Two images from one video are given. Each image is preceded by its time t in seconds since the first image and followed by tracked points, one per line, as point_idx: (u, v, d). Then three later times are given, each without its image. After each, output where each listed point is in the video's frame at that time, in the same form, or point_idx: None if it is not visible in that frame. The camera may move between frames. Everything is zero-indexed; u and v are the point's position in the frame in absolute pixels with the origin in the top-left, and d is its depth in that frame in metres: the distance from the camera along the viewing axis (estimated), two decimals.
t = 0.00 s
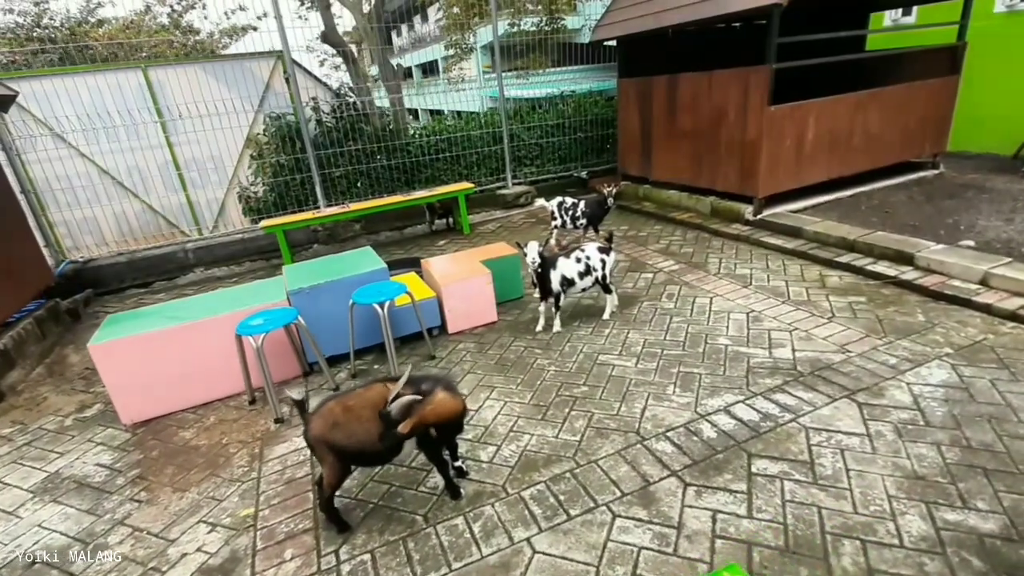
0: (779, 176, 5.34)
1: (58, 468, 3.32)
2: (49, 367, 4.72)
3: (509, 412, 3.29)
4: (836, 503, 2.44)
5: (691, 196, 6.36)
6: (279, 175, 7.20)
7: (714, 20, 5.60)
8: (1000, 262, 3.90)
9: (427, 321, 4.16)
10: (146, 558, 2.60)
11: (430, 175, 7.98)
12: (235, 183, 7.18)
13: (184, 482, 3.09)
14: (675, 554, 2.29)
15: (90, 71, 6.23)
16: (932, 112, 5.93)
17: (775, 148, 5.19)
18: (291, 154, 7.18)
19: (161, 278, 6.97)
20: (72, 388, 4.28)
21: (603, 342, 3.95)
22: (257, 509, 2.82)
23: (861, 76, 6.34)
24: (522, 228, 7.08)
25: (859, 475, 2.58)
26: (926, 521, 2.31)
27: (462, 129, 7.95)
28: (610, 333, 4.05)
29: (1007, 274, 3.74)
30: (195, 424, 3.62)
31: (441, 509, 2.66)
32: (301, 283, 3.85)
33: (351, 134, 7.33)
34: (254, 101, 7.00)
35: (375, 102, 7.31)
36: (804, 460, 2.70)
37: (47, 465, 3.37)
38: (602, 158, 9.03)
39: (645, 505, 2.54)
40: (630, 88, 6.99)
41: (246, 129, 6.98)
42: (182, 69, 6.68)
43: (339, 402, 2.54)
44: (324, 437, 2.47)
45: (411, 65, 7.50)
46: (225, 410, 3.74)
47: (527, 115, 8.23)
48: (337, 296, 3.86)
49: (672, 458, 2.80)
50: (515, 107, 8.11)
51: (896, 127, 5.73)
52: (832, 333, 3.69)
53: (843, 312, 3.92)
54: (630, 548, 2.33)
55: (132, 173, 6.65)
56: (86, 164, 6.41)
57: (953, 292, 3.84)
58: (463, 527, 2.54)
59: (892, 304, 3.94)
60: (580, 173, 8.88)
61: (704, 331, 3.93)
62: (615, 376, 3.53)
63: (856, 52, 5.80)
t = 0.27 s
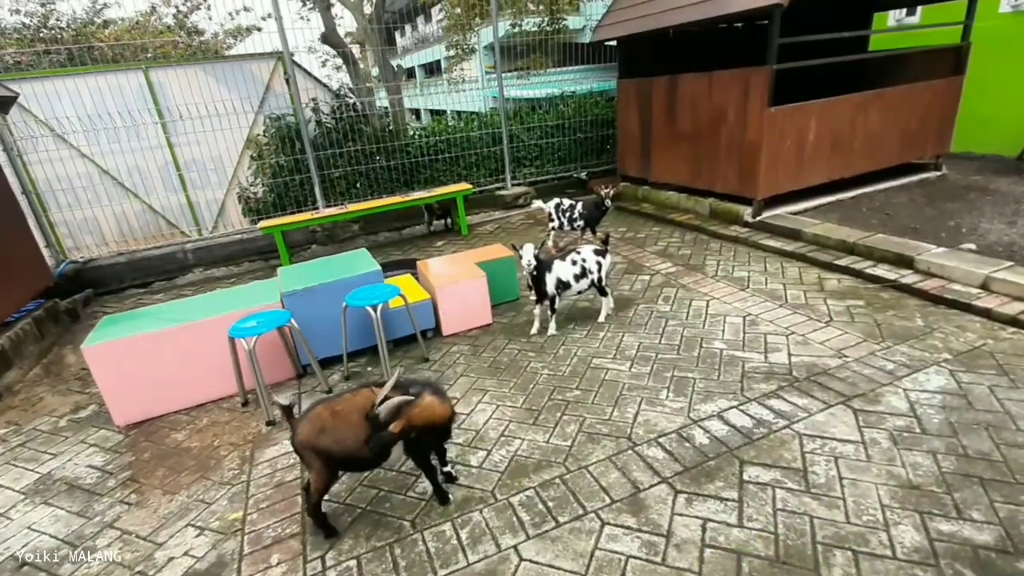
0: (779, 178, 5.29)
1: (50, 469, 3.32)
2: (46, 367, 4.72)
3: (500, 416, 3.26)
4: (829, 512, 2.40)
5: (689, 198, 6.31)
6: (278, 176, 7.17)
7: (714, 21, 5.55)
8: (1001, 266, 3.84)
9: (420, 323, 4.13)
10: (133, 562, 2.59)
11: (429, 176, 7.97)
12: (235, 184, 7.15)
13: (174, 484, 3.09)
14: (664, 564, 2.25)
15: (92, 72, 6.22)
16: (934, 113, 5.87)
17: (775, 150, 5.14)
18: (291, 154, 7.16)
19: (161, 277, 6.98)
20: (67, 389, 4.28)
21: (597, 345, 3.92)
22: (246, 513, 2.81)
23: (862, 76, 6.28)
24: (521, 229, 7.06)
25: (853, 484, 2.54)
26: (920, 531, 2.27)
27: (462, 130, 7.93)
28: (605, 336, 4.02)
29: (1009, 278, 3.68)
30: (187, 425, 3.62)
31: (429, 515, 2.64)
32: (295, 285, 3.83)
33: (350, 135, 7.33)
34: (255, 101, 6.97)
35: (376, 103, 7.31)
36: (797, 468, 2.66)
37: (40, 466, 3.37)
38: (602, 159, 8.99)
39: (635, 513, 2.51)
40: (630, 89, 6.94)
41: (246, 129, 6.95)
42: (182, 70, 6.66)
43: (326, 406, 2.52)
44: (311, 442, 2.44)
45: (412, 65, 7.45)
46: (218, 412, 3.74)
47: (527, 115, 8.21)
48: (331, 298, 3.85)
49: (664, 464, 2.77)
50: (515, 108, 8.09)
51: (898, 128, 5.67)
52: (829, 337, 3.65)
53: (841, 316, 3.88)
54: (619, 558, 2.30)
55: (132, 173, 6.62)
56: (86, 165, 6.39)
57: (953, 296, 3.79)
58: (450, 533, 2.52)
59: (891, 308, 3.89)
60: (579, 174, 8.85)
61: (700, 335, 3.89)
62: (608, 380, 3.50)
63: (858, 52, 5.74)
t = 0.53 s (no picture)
0: (778, 180, 5.25)
1: (43, 470, 3.32)
2: (43, 366, 4.73)
3: (491, 420, 3.24)
4: (820, 521, 2.37)
5: (689, 199, 6.27)
6: (278, 176, 7.15)
7: (712, 22, 5.52)
8: (1003, 271, 3.79)
9: (415, 326, 4.11)
10: (121, 565, 2.59)
11: (428, 177, 7.95)
12: (234, 185, 7.13)
13: (165, 487, 3.08)
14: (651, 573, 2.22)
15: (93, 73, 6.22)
16: (938, 115, 5.80)
17: (775, 152, 5.10)
18: (290, 155, 7.14)
19: (160, 277, 7.00)
20: (64, 389, 4.29)
21: (592, 348, 3.89)
22: (234, 516, 2.80)
23: (865, 77, 6.22)
24: (520, 230, 7.03)
25: (846, 493, 2.50)
26: (913, 543, 2.23)
27: (462, 131, 7.91)
28: (599, 340, 4.00)
29: (1010, 283, 3.63)
30: (180, 427, 3.61)
31: (417, 520, 2.62)
32: (289, 287, 3.81)
33: (350, 136, 7.31)
34: (255, 102, 6.98)
35: (378, 103, 7.29)
36: (789, 475, 2.63)
37: (33, 467, 3.37)
38: (602, 160, 8.95)
39: (624, 520, 2.48)
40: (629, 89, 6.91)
41: (246, 130, 6.95)
42: (184, 72, 6.65)
43: (314, 411, 2.50)
44: (297, 446, 2.41)
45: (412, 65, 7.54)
46: (211, 414, 3.74)
47: (528, 116, 8.18)
48: (324, 301, 3.83)
49: (654, 471, 2.74)
50: (515, 109, 8.07)
51: (900, 131, 5.61)
52: (825, 342, 3.61)
53: (839, 320, 3.83)
54: (606, 565, 2.28)
55: (132, 174, 6.60)
56: (88, 166, 6.36)
57: (954, 301, 3.74)
58: (437, 539, 2.50)
59: (890, 312, 3.84)
60: (578, 175, 8.82)
61: (695, 338, 3.85)
62: (601, 384, 3.48)
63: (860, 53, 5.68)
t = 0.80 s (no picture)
0: (778, 183, 5.20)
1: (36, 471, 3.33)
2: (40, 367, 4.73)
3: (483, 424, 3.22)
4: (812, 530, 2.33)
5: (688, 201, 6.22)
6: (277, 177, 7.15)
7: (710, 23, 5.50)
8: (1003, 274, 3.73)
9: (408, 329, 4.10)
10: (109, 568, 2.58)
11: (427, 178, 7.94)
12: (234, 186, 7.14)
13: (156, 488, 3.08)
14: None
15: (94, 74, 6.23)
16: (940, 116, 5.74)
17: (775, 155, 5.05)
18: (290, 156, 7.13)
19: (160, 278, 7.00)
20: (60, 390, 4.29)
21: (586, 351, 3.87)
22: (223, 519, 2.80)
23: (866, 78, 6.17)
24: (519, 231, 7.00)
25: (839, 501, 2.46)
26: (907, 553, 2.19)
27: (462, 131, 7.89)
28: (594, 343, 3.97)
29: (1011, 287, 3.57)
30: (173, 429, 3.61)
31: (405, 525, 2.61)
32: (283, 289, 3.80)
33: (349, 137, 7.31)
34: (256, 104, 7.00)
35: (377, 104, 7.27)
36: (781, 483, 2.59)
37: (26, 468, 3.37)
38: (602, 161, 8.92)
39: (613, 527, 2.45)
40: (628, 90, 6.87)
41: (246, 131, 6.95)
42: (184, 71, 6.67)
43: (301, 415, 2.48)
44: (283, 450, 2.41)
45: (412, 67, 7.42)
46: (205, 415, 3.74)
47: (528, 118, 8.16)
48: (318, 302, 3.82)
49: (646, 477, 2.71)
50: (515, 110, 8.05)
51: (901, 132, 5.55)
52: (822, 347, 3.56)
53: (836, 324, 3.79)
54: (593, 573, 2.25)
55: (133, 174, 6.62)
56: (88, 167, 6.37)
57: (954, 305, 3.69)
58: (424, 544, 2.48)
59: (888, 317, 3.79)
60: (578, 177, 8.78)
61: (690, 342, 3.82)
62: (594, 388, 3.45)
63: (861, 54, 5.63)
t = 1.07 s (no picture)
0: (777, 185, 5.14)
1: (27, 472, 3.34)
2: (37, 367, 4.76)
3: (471, 429, 3.20)
4: (800, 542, 2.28)
5: (687, 204, 6.17)
6: (277, 177, 7.17)
7: (710, 23, 5.45)
8: (1005, 280, 3.66)
9: (400, 332, 4.07)
10: (94, 571, 2.58)
11: (426, 179, 7.93)
12: (234, 186, 7.17)
13: (144, 491, 3.08)
14: None
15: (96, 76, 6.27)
16: (944, 118, 5.65)
17: (774, 157, 5.00)
18: (288, 156, 7.14)
19: (160, 278, 7.04)
20: (56, 390, 4.32)
21: (578, 356, 3.84)
22: (209, 523, 2.79)
23: (869, 79, 6.08)
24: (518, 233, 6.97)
25: (829, 513, 2.41)
26: (896, 567, 2.13)
27: (462, 132, 7.88)
28: (587, 347, 3.94)
29: (1013, 292, 3.50)
30: (164, 431, 3.62)
31: (389, 532, 2.59)
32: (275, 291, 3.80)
33: (348, 137, 7.32)
34: (256, 105, 7.01)
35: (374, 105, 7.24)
36: (770, 493, 2.54)
37: (17, 469, 3.38)
38: (602, 162, 8.87)
39: (598, 537, 2.42)
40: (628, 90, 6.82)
41: (246, 133, 6.97)
42: (184, 73, 6.65)
43: (284, 420, 2.47)
44: (265, 455, 2.38)
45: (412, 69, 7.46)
46: (196, 417, 3.74)
47: (528, 119, 8.13)
48: (310, 304, 3.81)
49: (633, 485, 2.68)
50: (515, 111, 8.02)
51: (904, 134, 5.47)
52: (817, 353, 3.51)
53: (833, 330, 3.74)
54: None
55: (133, 175, 6.65)
56: (89, 168, 6.40)
57: (954, 311, 3.62)
58: (407, 552, 2.46)
59: (886, 322, 3.73)
60: (578, 178, 8.73)
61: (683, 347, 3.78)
62: (586, 393, 3.42)
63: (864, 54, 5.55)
